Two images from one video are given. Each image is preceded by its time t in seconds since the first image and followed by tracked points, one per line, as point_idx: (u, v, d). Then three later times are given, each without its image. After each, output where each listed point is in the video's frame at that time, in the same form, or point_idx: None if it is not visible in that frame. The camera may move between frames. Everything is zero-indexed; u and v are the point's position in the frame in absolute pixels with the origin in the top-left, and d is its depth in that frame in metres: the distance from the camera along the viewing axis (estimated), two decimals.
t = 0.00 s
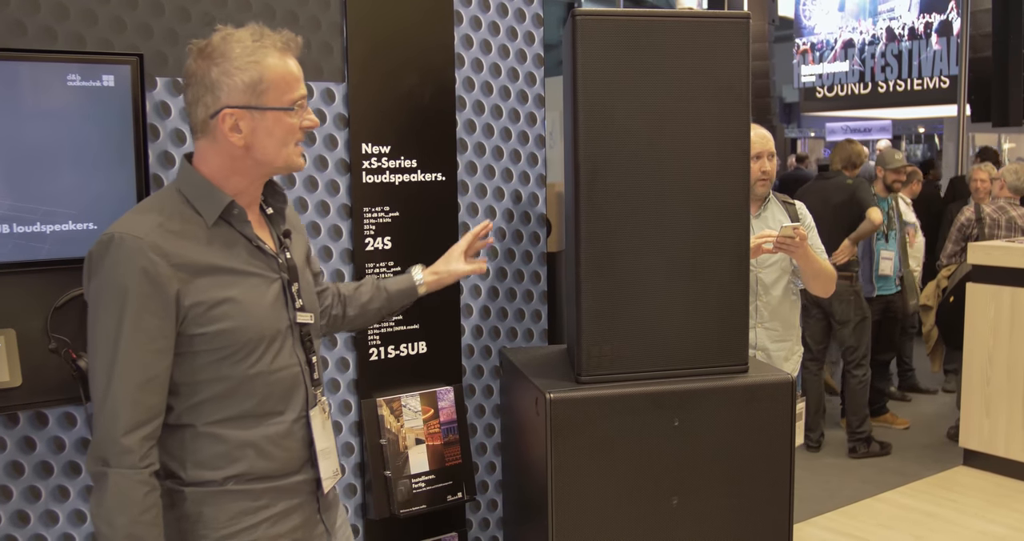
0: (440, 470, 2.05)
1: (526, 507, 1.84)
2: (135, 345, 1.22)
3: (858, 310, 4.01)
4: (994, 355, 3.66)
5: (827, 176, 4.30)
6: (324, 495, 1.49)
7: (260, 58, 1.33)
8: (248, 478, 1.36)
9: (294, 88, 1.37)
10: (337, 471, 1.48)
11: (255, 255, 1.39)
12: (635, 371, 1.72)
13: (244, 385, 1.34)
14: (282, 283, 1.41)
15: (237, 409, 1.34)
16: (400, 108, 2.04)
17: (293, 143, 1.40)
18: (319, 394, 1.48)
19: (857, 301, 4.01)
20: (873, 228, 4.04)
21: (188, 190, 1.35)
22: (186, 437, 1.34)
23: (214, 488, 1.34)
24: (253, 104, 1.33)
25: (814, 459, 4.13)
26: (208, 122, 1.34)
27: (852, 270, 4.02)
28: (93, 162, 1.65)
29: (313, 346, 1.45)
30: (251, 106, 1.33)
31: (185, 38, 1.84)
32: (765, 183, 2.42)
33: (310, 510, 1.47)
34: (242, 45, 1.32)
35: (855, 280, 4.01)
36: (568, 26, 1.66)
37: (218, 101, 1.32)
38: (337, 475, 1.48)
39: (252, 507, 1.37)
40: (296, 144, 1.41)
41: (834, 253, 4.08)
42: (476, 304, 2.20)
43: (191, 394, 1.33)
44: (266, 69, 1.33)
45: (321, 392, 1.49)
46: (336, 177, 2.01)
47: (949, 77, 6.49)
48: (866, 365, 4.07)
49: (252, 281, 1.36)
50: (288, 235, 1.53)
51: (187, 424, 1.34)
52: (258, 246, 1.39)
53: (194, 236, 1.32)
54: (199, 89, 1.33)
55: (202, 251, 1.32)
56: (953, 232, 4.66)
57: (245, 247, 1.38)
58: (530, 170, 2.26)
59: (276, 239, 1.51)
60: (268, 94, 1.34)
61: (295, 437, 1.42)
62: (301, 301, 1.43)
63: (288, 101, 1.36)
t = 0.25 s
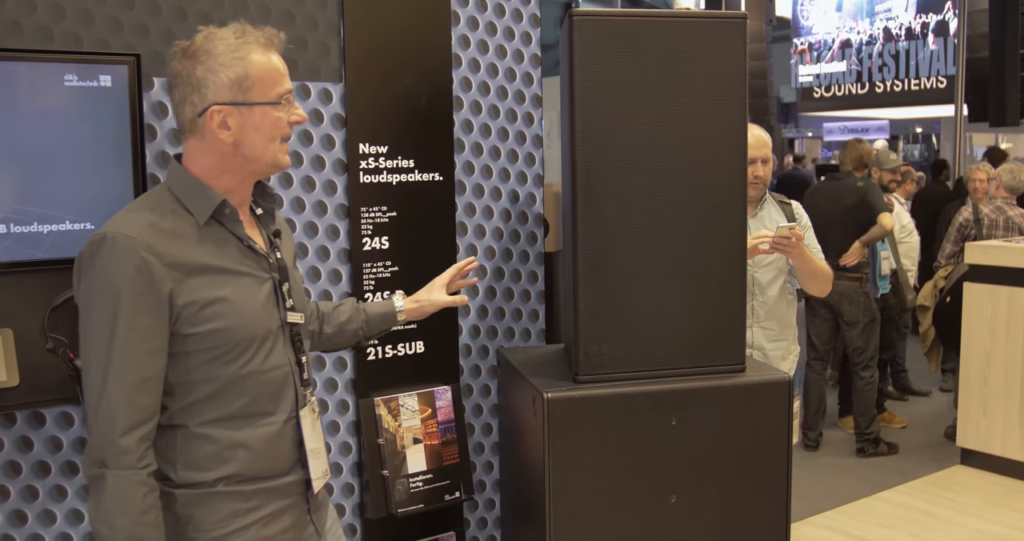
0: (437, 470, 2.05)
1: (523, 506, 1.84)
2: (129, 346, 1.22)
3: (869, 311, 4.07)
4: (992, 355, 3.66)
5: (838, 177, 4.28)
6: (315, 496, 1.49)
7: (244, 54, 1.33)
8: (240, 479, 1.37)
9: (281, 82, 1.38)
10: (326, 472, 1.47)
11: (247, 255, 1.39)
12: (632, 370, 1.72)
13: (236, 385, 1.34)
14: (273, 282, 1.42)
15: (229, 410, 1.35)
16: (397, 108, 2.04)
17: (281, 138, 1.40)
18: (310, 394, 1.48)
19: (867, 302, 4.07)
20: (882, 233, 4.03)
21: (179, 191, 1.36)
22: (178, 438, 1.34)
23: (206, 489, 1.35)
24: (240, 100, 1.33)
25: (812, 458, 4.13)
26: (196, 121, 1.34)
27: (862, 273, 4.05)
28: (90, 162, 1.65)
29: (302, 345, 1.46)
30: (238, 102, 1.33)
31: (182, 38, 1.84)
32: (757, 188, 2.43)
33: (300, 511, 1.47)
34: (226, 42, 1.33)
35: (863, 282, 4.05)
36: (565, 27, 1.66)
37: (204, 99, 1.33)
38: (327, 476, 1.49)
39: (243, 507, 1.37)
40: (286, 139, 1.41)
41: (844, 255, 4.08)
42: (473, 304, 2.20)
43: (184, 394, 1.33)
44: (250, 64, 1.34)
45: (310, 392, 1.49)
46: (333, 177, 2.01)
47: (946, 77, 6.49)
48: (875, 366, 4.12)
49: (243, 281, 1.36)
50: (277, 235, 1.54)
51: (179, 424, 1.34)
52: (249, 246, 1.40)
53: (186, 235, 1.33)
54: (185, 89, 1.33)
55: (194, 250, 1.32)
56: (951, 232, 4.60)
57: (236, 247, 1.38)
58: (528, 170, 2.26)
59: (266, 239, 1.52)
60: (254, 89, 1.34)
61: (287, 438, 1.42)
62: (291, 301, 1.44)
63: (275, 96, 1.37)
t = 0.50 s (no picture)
0: (436, 468, 2.05)
1: (523, 504, 1.84)
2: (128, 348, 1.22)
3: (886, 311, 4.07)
4: (991, 353, 3.66)
5: (856, 177, 4.27)
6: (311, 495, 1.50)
7: (238, 54, 1.33)
8: (238, 478, 1.37)
9: (276, 81, 1.38)
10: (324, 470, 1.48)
11: (244, 255, 1.39)
12: (631, 369, 1.72)
13: (235, 385, 1.34)
14: (270, 282, 1.42)
15: (227, 409, 1.35)
16: (397, 107, 2.04)
17: (278, 137, 1.40)
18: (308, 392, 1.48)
19: (886, 302, 4.07)
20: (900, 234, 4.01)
21: (175, 191, 1.35)
22: (176, 438, 1.34)
23: (205, 488, 1.35)
24: (236, 101, 1.33)
25: (812, 456, 4.13)
26: (192, 122, 1.34)
27: (881, 273, 4.06)
28: (89, 161, 1.65)
29: (299, 343, 1.46)
30: (234, 103, 1.33)
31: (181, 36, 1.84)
32: (757, 187, 2.44)
33: (298, 509, 1.47)
34: (220, 42, 1.32)
35: (882, 282, 4.06)
36: (564, 25, 1.66)
37: (201, 100, 1.32)
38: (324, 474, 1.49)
39: (242, 506, 1.37)
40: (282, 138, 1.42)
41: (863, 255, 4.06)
42: (472, 302, 2.20)
43: (181, 395, 1.33)
44: (245, 64, 1.33)
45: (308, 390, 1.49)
46: (332, 175, 2.01)
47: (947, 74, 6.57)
48: (887, 366, 4.09)
49: (241, 281, 1.36)
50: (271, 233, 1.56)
51: (177, 425, 1.34)
52: (245, 246, 1.40)
53: (183, 236, 1.33)
54: (180, 91, 1.33)
55: (191, 251, 1.32)
56: (951, 230, 4.63)
57: (233, 247, 1.38)
58: (527, 168, 2.26)
59: (261, 238, 1.52)
60: (250, 89, 1.34)
61: (285, 436, 1.42)
62: (287, 299, 1.44)
63: (271, 95, 1.37)
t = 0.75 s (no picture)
0: (435, 466, 2.06)
1: (521, 502, 1.84)
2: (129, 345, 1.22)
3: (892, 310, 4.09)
4: (989, 351, 3.67)
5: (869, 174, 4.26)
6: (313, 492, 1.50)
7: (221, 54, 1.32)
8: (239, 475, 1.37)
9: (263, 80, 1.36)
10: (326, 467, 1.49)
11: (245, 253, 1.39)
12: (630, 367, 1.72)
13: (235, 383, 1.34)
14: (272, 280, 1.42)
15: (228, 407, 1.35)
16: (395, 106, 2.04)
17: (269, 137, 1.39)
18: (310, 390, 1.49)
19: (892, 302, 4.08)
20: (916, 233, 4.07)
21: (177, 190, 1.36)
22: (177, 436, 1.34)
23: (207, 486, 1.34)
24: (219, 101, 1.33)
25: (811, 454, 4.14)
26: (180, 125, 1.35)
27: (890, 272, 4.05)
28: (87, 159, 1.65)
29: (300, 340, 1.46)
30: (217, 104, 1.33)
31: (179, 35, 1.83)
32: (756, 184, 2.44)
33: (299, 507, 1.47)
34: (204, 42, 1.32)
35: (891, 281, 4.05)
36: (562, 24, 1.66)
37: (185, 103, 1.33)
38: (325, 471, 1.50)
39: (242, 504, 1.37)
40: (276, 138, 1.40)
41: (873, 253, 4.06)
42: (471, 301, 2.20)
43: (182, 394, 1.33)
44: (228, 64, 1.33)
45: (310, 388, 1.49)
46: (330, 173, 2.01)
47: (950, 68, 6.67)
48: (890, 366, 4.09)
49: (241, 279, 1.36)
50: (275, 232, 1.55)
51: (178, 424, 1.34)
52: (246, 244, 1.40)
53: (183, 234, 1.33)
54: (169, 94, 1.34)
55: (191, 249, 1.32)
56: (951, 228, 4.63)
57: (234, 245, 1.38)
58: (525, 167, 2.27)
59: (264, 237, 1.52)
60: (233, 89, 1.33)
61: (286, 434, 1.42)
62: (290, 297, 1.44)
63: (257, 95, 1.35)
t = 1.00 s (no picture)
0: (430, 465, 2.05)
1: (516, 501, 1.85)
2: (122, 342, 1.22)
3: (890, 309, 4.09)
4: (983, 350, 3.68)
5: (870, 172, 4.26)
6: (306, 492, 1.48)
7: (172, 46, 1.33)
8: (229, 473, 1.37)
9: (208, 67, 1.32)
10: (320, 463, 1.46)
11: (235, 250, 1.38)
12: (624, 365, 1.72)
13: (226, 379, 1.34)
14: (264, 277, 1.41)
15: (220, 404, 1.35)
16: (389, 104, 2.04)
17: (220, 127, 1.33)
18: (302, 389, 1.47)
19: (891, 301, 4.08)
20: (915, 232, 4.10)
21: (167, 187, 1.35)
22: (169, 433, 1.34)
23: (197, 484, 1.34)
24: (168, 93, 1.33)
25: (805, 453, 4.14)
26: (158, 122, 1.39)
27: (889, 271, 4.06)
28: (81, 158, 1.65)
29: (294, 339, 1.44)
30: (166, 95, 1.33)
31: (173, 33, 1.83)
32: (751, 181, 2.44)
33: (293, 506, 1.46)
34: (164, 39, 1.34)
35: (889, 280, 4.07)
36: (556, 23, 1.66)
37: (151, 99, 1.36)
38: (321, 468, 1.47)
39: (231, 503, 1.37)
40: (230, 129, 1.33)
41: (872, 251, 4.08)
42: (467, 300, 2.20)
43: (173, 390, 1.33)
44: (173, 54, 1.32)
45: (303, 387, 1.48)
46: (325, 172, 2.01)
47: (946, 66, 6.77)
48: (885, 365, 4.11)
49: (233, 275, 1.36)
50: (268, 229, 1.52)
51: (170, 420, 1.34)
52: (236, 241, 1.39)
53: (173, 230, 1.33)
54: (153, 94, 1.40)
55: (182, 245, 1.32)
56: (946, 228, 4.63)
57: (223, 241, 1.37)
58: (520, 165, 2.27)
59: (257, 234, 1.49)
60: (178, 79, 1.32)
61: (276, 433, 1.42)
62: (282, 294, 1.42)
63: (200, 82, 1.32)
